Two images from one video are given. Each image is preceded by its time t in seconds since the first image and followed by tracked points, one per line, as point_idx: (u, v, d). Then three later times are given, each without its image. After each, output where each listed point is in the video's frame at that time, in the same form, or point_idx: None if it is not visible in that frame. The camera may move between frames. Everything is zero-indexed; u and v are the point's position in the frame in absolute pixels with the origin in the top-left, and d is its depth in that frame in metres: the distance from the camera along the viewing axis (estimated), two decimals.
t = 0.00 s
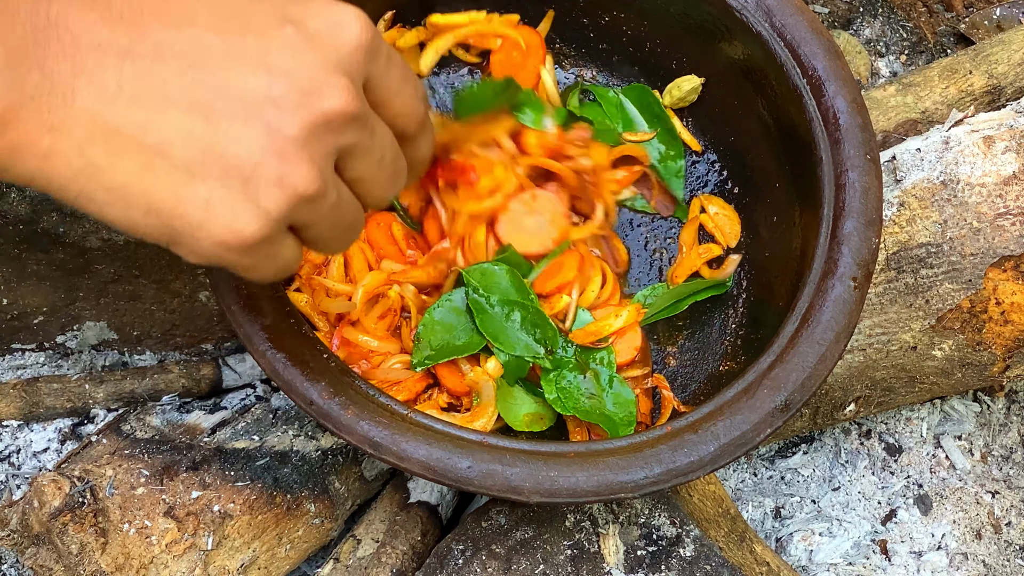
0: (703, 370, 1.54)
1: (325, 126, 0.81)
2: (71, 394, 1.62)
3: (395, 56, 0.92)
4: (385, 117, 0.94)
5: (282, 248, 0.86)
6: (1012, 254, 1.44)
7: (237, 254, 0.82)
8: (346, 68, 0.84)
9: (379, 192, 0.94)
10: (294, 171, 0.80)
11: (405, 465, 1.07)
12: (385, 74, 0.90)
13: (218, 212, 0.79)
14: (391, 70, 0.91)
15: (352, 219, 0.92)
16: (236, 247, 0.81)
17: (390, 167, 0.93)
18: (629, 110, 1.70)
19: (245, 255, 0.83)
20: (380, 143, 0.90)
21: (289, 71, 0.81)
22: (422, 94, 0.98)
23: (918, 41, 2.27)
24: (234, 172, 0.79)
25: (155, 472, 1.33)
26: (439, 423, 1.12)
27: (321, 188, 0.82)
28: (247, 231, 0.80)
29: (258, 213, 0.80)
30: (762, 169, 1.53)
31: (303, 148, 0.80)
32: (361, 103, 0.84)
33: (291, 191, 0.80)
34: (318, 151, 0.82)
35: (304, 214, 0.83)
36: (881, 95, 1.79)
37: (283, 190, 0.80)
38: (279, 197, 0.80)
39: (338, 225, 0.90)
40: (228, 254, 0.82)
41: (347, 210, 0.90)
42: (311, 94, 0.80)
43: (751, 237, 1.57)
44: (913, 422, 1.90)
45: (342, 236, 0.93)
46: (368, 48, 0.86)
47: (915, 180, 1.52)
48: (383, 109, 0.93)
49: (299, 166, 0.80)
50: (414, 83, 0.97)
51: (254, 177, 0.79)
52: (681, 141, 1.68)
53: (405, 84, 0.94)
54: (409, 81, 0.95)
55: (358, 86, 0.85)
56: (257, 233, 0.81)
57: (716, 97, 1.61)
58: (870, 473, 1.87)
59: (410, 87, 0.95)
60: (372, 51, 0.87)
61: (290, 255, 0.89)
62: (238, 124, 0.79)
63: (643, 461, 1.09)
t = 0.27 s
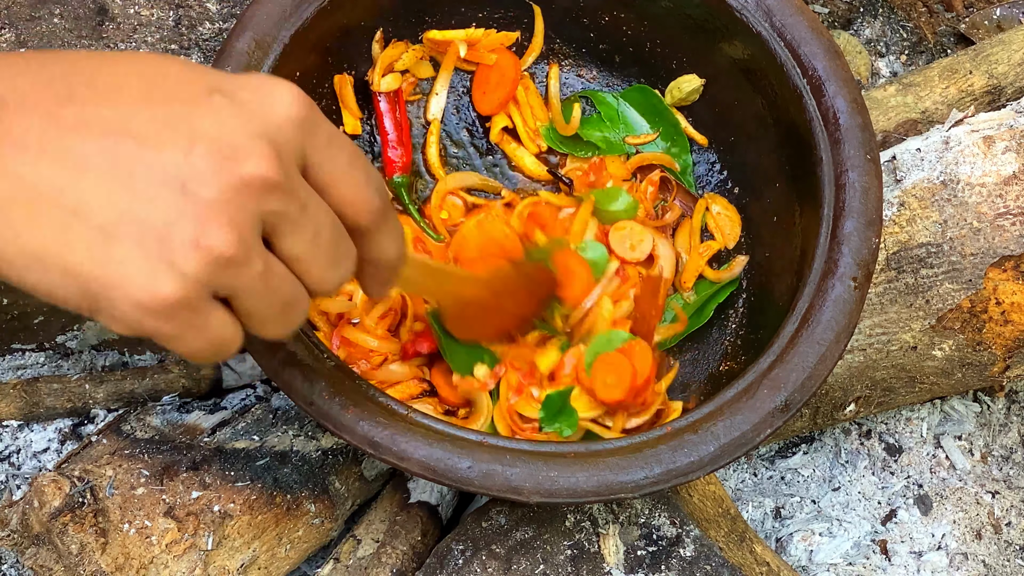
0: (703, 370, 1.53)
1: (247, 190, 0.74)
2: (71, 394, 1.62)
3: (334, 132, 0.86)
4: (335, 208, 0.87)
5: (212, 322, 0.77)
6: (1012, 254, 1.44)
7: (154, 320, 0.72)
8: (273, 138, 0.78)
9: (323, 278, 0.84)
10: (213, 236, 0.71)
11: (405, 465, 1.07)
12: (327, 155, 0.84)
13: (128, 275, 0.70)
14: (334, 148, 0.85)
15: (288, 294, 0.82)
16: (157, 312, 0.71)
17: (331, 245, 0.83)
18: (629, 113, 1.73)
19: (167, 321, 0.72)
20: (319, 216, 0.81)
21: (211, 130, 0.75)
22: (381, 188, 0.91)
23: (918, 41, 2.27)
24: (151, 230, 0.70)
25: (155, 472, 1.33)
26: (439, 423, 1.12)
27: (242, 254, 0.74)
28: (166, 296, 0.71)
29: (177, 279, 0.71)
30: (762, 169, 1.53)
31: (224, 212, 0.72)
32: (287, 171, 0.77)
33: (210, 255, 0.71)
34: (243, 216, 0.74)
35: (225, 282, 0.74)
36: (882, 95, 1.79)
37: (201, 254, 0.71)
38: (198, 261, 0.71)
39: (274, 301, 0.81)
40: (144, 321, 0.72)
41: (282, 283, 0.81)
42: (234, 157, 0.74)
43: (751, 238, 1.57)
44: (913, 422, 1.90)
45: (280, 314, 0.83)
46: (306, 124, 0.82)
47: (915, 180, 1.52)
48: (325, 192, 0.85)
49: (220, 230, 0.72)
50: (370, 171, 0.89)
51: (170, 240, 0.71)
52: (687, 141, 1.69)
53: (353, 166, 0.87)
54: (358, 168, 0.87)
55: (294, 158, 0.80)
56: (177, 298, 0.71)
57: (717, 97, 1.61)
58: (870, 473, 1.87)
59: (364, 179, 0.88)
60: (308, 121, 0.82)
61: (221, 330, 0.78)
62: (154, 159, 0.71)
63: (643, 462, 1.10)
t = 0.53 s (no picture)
0: (703, 370, 1.53)
1: (204, 192, 0.66)
2: (71, 394, 1.62)
3: (309, 144, 0.77)
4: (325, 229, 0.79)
5: (167, 330, 0.68)
6: (1012, 254, 1.44)
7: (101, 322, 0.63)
8: (234, 137, 0.70)
9: (304, 293, 0.76)
10: (164, 233, 0.64)
11: (405, 465, 1.07)
12: (302, 157, 0.75)
13: (71, 273, 0.61)
14: (308, 155, 0.76)
15: (256, 303, 0.73)
16: (107, 316, 0.63)
17: (303, 260, 0.75)
18: (629, 113, 1.73)
19: (116, 321, 0.64)
20: (323, 201, 0.76)
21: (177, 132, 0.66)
22: (368, 205, 0.83)
23: (918, 41, 2.27)
24: (96, 227, 0.61)
25: (155, 472, 1.33)
26: (439, 424, 1.12)
27: (198, 251, 0.66)
28: (113, 295, 0.62)
29: (126, 275, 0.62)
30: (762, 169, 1.53)
31: (184, 205, 0.65)
32: (248, 169, 0.70)
33: (165, 254, 0.64)
34: (202, 216, 0.66)
35: (183, 288, 0.66)
36: (882, 95, 1.79)
37: (152, 248, 0.63)
38: (150, 256, 0.63)
39: (238, 310, 0.72)
40: (93, 324, 0.63)
41: (248, 295, 0.72)
42: (188, 152, 0.66)
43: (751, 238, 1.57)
44: (913, 422, 1.90)
45: (247, 329, 0.74)
46: (275, 128, 0.73)
47: (915, 180, 1.52)
48: (304, 207, 0.77)
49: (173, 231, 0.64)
50: (349, 180, 0.80)
51: (116, 237, 0.62)
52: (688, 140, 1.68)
53: (338, 187, 0.78)
54: (339, 178, 0.79)
55: (258, 165, 0.71)
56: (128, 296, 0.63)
57: (716, 97, 1.61)
58: (870, 473, 1.87)
59: (354, 205, 0.80)
60: (279, 132, 0.73)
61: (179, 340, 0.70)
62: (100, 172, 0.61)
63: (643, 461, 1.10)
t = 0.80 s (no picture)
0: (703, 370, 1.53)
1: (191, 99, 0.65)
2: (71, 394, 1.62)
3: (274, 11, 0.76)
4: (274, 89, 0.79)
5: (144, 225, 0.69)
6: (1012, 254, 1.44)
7: (85, 229, 0.65)
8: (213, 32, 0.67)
9: (259, 162, 0.78)
10: (152, 143, 0.63)
11: (405, 465, 1.07)
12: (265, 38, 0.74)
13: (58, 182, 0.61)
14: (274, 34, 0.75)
15: (225, 188, 0.75)
16: (89, 220, 0.64)
17: (267, 134, 0.77)
18: (632, 111, 1.73)
19: (98, 229, 0.65)
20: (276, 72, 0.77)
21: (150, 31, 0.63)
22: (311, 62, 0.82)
23: (918, 41, 2.27)
24: (83, 139, 0.61)
25: (155, 472, 1.33)
26: (438, 423, 1.12)
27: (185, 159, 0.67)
28: (100, 206, 0.63)
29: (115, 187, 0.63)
30: (762, 170, 1.53)
31: (169, 117, 0.64)
32: (229, 70, 0.68)
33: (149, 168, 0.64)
34: (185, 124, 0.65)
35: (166, 187, 0.68)
36: (881, 95, 1.79)
37: (140, 163, 0.63)
38: (139, 171, 0.63)
39: (208, 199, 0.74)
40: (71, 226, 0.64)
41: (220, 178, 0.74)
42: (177, 61, 0.64)
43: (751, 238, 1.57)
44: (913, 422, 1.90)
45: (215, 208, 0.76)
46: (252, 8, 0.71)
47: (915, 180, 1.52)
48: (263, 78, 0.77)
49: (160, 137, 0.64)
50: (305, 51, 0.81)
51: (105, 148, 0.62)
52: (689, 139, 1.68)
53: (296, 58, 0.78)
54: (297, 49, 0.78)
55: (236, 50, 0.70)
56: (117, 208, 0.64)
57: (717, 98, 1.61)
58: (870, 473, 1.87)
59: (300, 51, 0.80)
60: (252, 15, 0.72)
61: (155, 232, 0.71)
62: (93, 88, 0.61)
63: (643, 462, 1.10)
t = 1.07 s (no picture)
0: (703, 371, 1.53)
1: (236, 181, 0.68)
2: (71, 394, 1.62)
3: (338, 117, 0.79)
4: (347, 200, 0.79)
5: (205, 323, 0.71)
6: (1012, 254, 1.44)
7: (142, 326, 0.67)
8: (263, 122, 0.72)
9: (330, 268, 0.77)
10: (201, 231, 0.66)
11: (405, 465, 1.07)
12: (329, 137, 0.77)
13: (114, 278, 0.64)
14: (336, 134, 0.77)
15: (290, 291, 0.74)
16: (142, 315, 0.66)
17: (335, 238, 0.76)
18: (636, 110, 1.74)
19: (156, 326, 0.67)
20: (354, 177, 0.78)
21: (206, 122, 0.69)
22: (397, 181, 0.84)
23: (918, 41, 2.27)
24: (133, 222, 0.65)
25: (155, 472, 1.33)
26: (438, 424, 1.12)
27: (233, 248, 0.68)
28: (155, 298, 0.65)
29: (164, 278, 0.65)
30: (762, 170, 1.53)
31: (214, 206, 0.67)
32: (279, 156, 0.71)
33: (198, 254, 0.66)
34: (231, 209, 0.68)
35: (217, 280, 0.69)
36: (881, 95, 1.79)
37: (187, 250, 0.65)
38: (185, 258, 0.65)
39: (272, 299, 0.74)
40: (127, 325, 0.66)
41: (282, 281, 0.73)
42: (217, 144, 0.68)
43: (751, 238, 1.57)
44: (913, 422, 1.90)
45: (283, 314, 0.76)
46: (300, 111, 0.74)
47: (915, 180, 1.52)
48: (334, 185, 0.78)
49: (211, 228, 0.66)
50: (382, 156, 0.82)
51: (155, 235, 0.65)
52: (694, 136, 1.68)
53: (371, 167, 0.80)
54: (368, 158, 0.79)
55: (290, 148, 0.73)
56: (166, 298, 0.65)
57: (717, 98, 1.61)
58: (870, 473, 1.87)
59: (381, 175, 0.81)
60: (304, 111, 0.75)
61: (218, 331, 0.72)
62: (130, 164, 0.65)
63: (643, 462, 1.10)
